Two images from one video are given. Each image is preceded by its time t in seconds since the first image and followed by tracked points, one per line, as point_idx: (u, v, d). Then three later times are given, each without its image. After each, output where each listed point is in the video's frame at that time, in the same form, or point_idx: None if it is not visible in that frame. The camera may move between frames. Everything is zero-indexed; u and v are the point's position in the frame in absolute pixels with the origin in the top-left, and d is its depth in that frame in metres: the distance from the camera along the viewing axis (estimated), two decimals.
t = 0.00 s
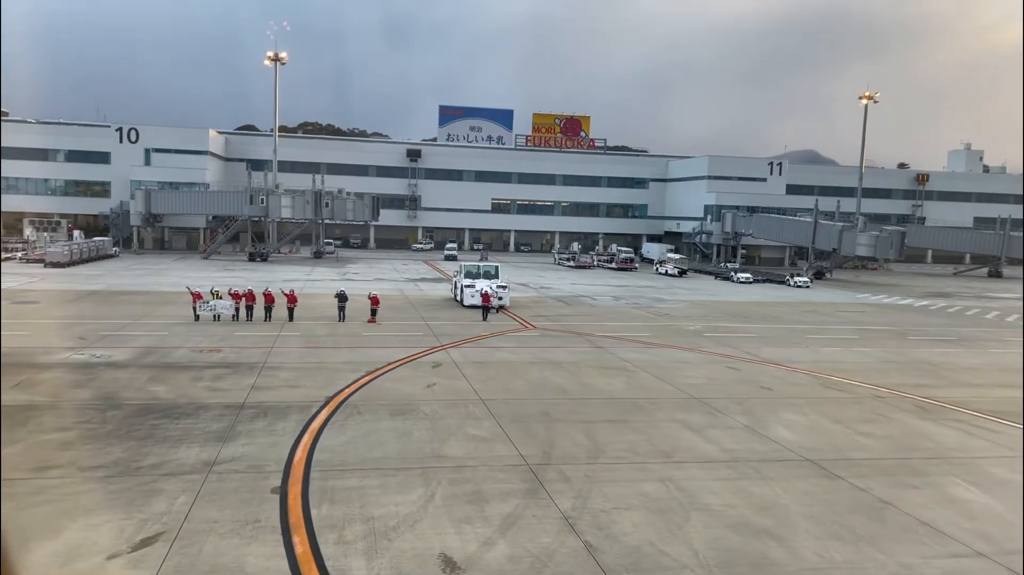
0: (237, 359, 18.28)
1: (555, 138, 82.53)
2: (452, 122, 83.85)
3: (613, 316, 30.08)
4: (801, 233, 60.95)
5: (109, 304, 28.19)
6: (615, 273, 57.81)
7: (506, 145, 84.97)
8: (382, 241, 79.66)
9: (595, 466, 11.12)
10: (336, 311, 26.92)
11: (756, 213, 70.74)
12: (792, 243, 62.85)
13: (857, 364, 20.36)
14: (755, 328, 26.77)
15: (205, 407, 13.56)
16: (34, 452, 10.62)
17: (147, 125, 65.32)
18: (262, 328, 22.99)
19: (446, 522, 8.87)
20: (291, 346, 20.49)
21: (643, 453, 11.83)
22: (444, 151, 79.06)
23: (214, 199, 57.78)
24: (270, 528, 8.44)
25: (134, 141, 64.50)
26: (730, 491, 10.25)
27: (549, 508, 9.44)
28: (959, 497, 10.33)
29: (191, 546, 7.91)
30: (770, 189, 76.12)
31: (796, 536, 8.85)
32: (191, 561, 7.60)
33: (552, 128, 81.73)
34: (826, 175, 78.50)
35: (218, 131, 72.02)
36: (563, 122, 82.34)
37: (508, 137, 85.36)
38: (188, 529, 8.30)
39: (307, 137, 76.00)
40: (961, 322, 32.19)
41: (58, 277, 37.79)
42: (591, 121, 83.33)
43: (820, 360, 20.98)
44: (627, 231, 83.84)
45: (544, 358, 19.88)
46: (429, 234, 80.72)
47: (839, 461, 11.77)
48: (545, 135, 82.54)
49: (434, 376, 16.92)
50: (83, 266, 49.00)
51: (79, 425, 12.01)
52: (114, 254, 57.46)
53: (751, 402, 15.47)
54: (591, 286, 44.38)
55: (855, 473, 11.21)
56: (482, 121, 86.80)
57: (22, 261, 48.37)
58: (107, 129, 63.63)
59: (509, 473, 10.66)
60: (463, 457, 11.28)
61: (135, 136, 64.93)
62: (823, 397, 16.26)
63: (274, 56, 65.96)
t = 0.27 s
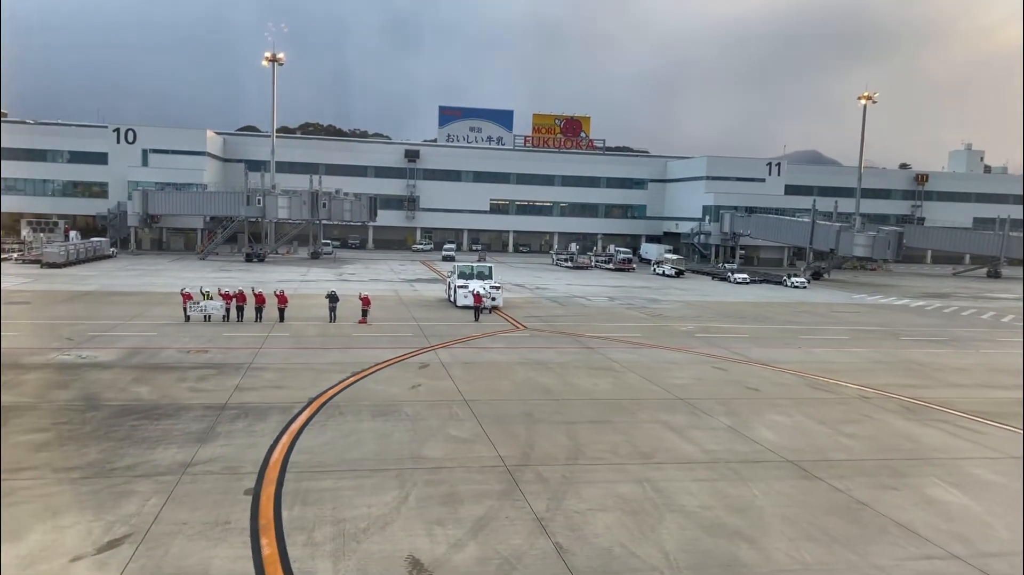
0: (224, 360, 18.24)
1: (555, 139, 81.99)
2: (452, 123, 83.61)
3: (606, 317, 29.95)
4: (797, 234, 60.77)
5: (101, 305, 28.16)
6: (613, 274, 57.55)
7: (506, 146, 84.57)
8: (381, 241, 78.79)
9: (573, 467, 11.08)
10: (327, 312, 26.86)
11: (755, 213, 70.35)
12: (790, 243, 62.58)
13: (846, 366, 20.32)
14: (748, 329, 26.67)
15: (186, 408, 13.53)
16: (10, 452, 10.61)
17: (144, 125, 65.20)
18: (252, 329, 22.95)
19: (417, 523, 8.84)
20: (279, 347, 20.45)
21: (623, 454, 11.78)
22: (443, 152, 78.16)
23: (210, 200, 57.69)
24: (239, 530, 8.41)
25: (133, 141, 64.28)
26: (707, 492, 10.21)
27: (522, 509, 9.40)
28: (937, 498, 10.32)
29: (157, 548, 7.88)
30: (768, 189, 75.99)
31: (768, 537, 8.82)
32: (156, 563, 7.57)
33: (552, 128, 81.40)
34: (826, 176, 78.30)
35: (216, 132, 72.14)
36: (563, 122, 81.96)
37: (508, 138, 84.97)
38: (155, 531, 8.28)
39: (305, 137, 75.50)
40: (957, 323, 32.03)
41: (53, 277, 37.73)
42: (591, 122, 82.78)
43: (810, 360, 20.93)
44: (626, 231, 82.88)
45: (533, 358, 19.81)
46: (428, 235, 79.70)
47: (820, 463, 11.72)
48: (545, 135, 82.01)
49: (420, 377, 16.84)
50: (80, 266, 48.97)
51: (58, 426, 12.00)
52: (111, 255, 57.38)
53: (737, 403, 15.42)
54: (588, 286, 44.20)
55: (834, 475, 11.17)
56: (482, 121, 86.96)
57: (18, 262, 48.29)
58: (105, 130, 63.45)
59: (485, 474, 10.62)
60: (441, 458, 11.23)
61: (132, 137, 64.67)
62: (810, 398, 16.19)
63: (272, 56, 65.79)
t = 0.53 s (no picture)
0: (210, 362, 18.22)
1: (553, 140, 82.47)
2: (451, 124, 83.61)
3: (598, 318, 29.87)
4: (794, 235, 60.35)
5: (92, 306, 28.15)
6: (609, 275, 57.46)
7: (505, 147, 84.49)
8: (378, 242, 78.49)
9: (550, 469, 11.03)
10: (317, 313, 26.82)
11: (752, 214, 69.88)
12: (787, 245, 62.30)
13: (834, 367, 20.29)
14: (739, 330, 26.58)
15: (166, 410, 13.50)
16: None
17: (141, 127, 65.38)
18: (240, 331, 22.93)
19: (387, 525, 8.80)
20: (266, 348, 20.42)
21: (602, 457, 11.73)
22: (441, 153, 77.57)
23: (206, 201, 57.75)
24: (207, 533, 8.37)
25: (129, 143, 64.62)
26: (683, 494, 10.16)
27: (495, 511, 9.35)
28: (914, 501, 10.28)
29: (122, 551, 7.85)
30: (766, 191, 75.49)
31: (741, 539, 8.78)
32: (119, 566, 7.53)
33: (551, 130, 81.38)
34: (823, 177, 78.15)
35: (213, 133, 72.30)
36: (562, 124, 82.03)
37: (506, 139, 84.90)
38: (122, 534, 8.24)
39: (303, 139, 75.42)
40: (951, 324, 31.95)
41: (47, 279, 37.74)
42: (590, 124, 82.80)
43: (799, 362, 20.90)
44: (623, 233, 82.13)
45: (520, 360, 19.75)
46: (425, 236, 79.75)
47: (800, 464, 11.66)
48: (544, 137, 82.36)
49: (405, 379, 16.78)
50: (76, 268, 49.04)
51: (35, 428, 11.97)
52: (108, 257, 57.47)
53: (721, 405, 15.36)
54: (582, 287, 44.11)
55: (813, 477, 11.11)
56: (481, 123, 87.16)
57: (13, 264, 48.38)
58: (101, 132, 63.66)
59: (461, 476, 10.57)
60: (418, 460, 11.18)
61: (129, 138, 65.03)
62: (795, 400, 16.14)
63: (268, 59, 65.84)
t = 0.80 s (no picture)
0: (192, 365, 18.17)
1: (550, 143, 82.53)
2: (448, 127, 83.59)
3: (588, 320, 29.80)
4: (788, 239, 59.98)
5: (80, 309, 28.07)
6: (603, 278, 57.37)
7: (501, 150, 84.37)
8: (373, 245, 78.44)
9: (524, 472, 10.99)
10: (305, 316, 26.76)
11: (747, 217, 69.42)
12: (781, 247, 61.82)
13: (820, 369, 20.25)
14: (728, 333, 26.51)
15: (142, 414, 13.45)
16: None
17: (134, 130, 65.24)
18: (226, 334, 22.88)
19: (353, 530, 8.73)
20: (250, 352, 20.36)
21: (577, 459, 11.69)
22: (436, 156, 77.24)
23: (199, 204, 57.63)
24: (170, 537, 8.32)
25: (123, 146, 64.43)
26: (655, 498, 10.13)
27: (464, 515, 9.30)
28: (888, 504, 10.25)
29: (83, 556, 7.79)
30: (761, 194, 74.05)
31: (710, 543, 8.75)
32: (78, 571, 7.47)
33: (547, 132, 81.47)
34: (818, 179, 78.03)
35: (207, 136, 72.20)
36: (559, 127, 82.20)
37: (502, 142, 84.82)
38: (85, 538, 8.19)
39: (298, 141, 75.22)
40: (942, 327, 31.89)
41: (36, 282, 37.61)
42: (587, 127, 82.82)
43: (785, 364, 20.84)
44: (618, 236, 81.57)
45: (504, 362, 19.69)
46: (420, 239, 79.37)
47: (776, 467, 11.62)
48: (540, 140, 82.50)
49: (386, 381, 16.72)
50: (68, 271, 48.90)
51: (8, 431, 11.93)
52: (101, 259, 57.29)
53: (703, 408, 15.32)
54: (575, 289, 43.93)
55: (788, 479, 11.08)
56: (478, 126, 87.30)
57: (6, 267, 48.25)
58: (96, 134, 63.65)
59: (433, 479, 10.53)
60: (390, 464, 11.12)
61: (123, 141, 64.83)
62: (778, 402, 16.10)
63: (263, 61, 65.73)
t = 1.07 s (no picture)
0: (173, 368, 18.08)
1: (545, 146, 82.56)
2: (443, 130, 83.57)
3: (576, 323, 29.70)
4: (780, 242, 59.84)
5: (65, 312, 27.95)
6: (596, 281, 57.27)
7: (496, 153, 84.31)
8: (366, 249, 78.18)
9: (496, 475, 10.94)
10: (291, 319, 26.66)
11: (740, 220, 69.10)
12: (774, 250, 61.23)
13: (804, 372, 20.21)
14: (715, 336, 26.45)
15: (116, 417, 13.36)
16: None
17: (126, 133, 65.00)
18: (210, 337, 22.79)
19: (317, 534, 8.68)
20: (233, 355, 20.28)
21: (551, 463, 11.64)
22: (430, 159, 77.09)
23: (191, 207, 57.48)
24: (130, 542, 8.26)
25: (115, 149, 64.12)
26: (625, 501, 10.09)
27: (431, 519, 9.25)
28: (859, 507, 10.22)
29: (40, 560, 7.72)
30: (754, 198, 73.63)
31: (676, 546, 8.70)
32: None
33: (543, 136, 81.60)
34: (812, 183, 78.00)
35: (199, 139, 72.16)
36: (554, 130, 82.19)
37: (497, 145, 84.76)
38: (43, 543, 8.12)
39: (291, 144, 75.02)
40: (931, 330, 31.86)
41: (24, 285, 37.41)
42: (582, 130, 82.83)
43: (769, 367, 20.79)
44: (612, 239, 81.23)
45: (487, 365, 19.63)
46: (414, 242, 78.61)
47: (750, 471, 11.58)
48: (536, 143, 82.50)
49: (366, 385, 16.65)
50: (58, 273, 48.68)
51: None
52: (92, 262, 57.02)
53: (682, 411, 15.28)
54: (566, 292, 43.86)
55: (761, 483, 11.05)
56: (473, 129, 87.39)
57: None
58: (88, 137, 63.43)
59: (404, 483, 10.48)
60: (362, 468, 11.06)
61: (114, 144, 64.52)
62: (758, 405, 16.05)
63: (255, 64, 65.63)
